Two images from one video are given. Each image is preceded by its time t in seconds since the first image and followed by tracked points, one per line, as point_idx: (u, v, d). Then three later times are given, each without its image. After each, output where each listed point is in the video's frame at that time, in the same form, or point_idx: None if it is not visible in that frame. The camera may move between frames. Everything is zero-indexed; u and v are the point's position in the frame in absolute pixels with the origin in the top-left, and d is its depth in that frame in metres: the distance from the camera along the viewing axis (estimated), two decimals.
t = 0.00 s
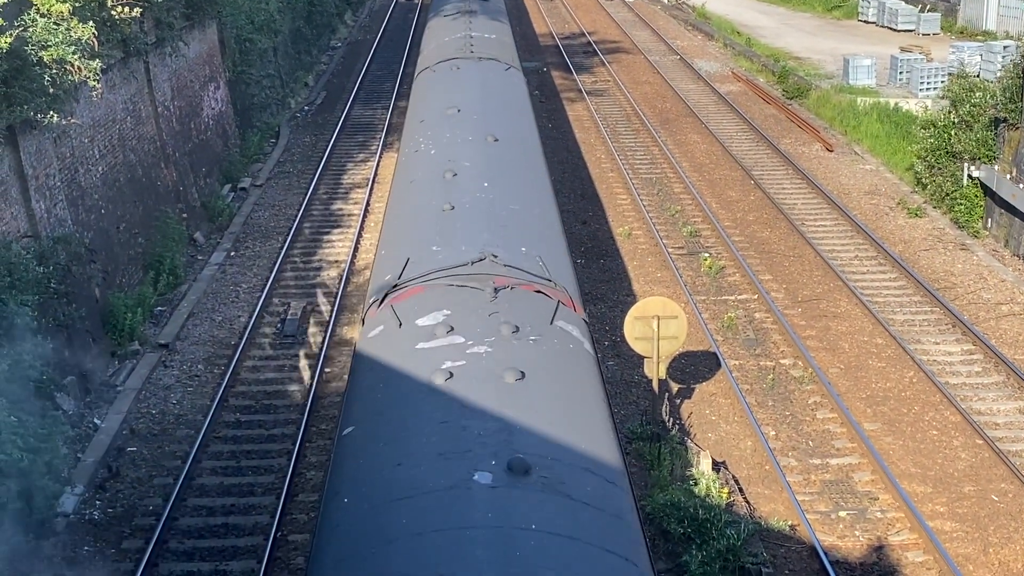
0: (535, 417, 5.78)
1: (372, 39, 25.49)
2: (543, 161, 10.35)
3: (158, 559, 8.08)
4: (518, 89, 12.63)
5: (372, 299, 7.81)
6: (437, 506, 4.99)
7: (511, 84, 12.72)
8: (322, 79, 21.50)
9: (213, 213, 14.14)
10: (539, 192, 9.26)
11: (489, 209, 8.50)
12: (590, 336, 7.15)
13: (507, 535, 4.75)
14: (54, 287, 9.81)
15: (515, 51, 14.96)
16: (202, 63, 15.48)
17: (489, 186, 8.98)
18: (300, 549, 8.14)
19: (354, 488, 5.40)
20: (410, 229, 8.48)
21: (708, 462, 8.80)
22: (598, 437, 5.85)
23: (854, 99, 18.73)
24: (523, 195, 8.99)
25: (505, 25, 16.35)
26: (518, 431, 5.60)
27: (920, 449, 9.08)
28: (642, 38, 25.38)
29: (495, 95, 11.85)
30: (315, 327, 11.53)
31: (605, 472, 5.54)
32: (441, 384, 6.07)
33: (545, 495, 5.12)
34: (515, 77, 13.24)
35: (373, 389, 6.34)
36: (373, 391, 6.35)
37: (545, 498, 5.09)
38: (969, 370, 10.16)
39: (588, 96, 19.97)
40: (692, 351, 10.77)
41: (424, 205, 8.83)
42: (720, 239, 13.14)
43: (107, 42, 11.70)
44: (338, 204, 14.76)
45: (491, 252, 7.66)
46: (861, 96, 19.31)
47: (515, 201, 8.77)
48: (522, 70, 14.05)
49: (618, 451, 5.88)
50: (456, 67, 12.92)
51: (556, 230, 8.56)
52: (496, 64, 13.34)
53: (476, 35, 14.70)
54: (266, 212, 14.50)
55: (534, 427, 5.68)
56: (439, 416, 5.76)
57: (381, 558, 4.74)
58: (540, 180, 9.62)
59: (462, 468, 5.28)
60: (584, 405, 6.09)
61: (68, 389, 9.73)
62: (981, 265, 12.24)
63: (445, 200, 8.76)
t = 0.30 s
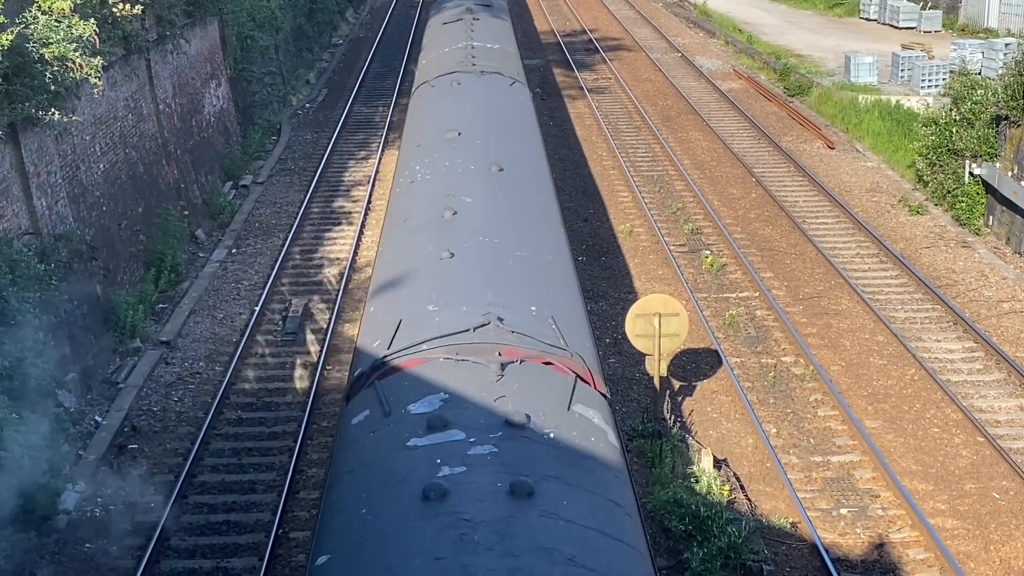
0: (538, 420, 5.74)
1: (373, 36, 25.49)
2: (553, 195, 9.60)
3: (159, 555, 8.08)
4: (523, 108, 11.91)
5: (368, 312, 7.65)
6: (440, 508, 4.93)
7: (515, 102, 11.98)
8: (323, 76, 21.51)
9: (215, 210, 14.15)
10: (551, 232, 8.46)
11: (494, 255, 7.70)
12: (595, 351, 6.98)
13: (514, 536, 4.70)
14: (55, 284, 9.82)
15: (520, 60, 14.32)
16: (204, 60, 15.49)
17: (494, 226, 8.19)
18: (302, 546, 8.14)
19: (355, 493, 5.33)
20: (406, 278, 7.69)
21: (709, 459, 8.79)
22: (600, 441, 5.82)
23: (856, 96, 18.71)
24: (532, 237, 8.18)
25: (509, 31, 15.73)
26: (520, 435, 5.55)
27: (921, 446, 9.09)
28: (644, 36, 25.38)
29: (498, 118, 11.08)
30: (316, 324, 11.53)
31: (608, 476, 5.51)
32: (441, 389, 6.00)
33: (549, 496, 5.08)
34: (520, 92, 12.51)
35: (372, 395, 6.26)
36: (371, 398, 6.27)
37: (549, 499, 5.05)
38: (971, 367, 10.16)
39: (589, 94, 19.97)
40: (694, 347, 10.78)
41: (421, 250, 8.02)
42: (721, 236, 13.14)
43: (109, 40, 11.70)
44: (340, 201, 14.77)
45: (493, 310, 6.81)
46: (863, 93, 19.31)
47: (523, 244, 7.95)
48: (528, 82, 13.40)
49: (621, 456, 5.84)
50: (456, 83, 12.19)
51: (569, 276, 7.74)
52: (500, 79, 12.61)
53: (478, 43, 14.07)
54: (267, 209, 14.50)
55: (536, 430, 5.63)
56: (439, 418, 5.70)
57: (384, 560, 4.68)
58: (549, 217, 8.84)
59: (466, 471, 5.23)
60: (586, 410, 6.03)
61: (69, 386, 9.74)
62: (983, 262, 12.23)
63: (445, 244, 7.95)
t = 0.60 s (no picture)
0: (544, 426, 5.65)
1: (374, 34, 25.50)
2: (565, 238, 8.63)
3: (161, 553, 8.09)
4: (531, 133, 10.96)
5: (367, 316, 7.52)
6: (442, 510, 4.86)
7: (521, 125, 11.04)
8: (325, 74, 21.51)
9: (216, 207, 14.14)
10: (563, 288, 7.47)
11: (498, 317, 6.75)
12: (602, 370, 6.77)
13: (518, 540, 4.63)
14: (57, 281, 9.82)
15: (525, 74, 13.47)
16: (205, 58, 15.49)
17: (498, 280, 7.25)
18: (304, 543, 8.15)
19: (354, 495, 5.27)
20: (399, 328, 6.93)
21: (710, 457, 8.78)
22: (603, 448, 5.75)
23: (857, 94, 18.70)
24: (542, 293, 7.21)
25: (514, 42, 14.91)
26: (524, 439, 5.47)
27: (922, 444, 9.09)
28: (645, 33, 25.37)
29: (504, 146, 10.14)
30: (317, 322, 11.52)
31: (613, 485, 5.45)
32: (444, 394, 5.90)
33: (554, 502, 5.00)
34: (526, 113, 11.61)
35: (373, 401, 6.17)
36: (371, 406, 6.17)
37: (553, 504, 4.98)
38: (972, 365, 10.16)
39: (591, 91, 19.96)
40: (695, 345, 10.78)
41: (415, 307, 7.11)
42: (723, 234, 13.14)
43: (110, 37, 11.71)
44: (341, 199, 14.76)
45: (500, 394, 5.88)
46: (864, 91, 19.31)
47: (531, 303, 6.99)
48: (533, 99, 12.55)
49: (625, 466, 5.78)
50: (457, 104, 11.29)
51: (585, 346, 6.75)
52: (504, 99, 11.71)
53: (480, 56, 13.22)
54: (268, 207, 14.50)
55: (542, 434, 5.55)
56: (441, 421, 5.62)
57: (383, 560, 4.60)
58: (563, 267, 7.87)
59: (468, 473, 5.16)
60: (589, 412, 6.00)
61: (71, 383, 9.75)
62: (984, 260, 12.23)
63: (441, 303, 7.03)
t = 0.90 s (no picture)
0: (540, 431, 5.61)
1: (376, 32, 25.50)
2: (578, 278, 7.91)
3: (162, 550, 8.09)
4: (539, 160, 10.11)
5: (367, 317, 7.47)
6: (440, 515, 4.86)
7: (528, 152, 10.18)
8: (326, 72, 21.51)
9: (217, 205, 14.15)
10: (576, 337, 6.82)
11: (503, 370, 6.14)
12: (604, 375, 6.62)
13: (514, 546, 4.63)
14: (58, 279, 9.84)
15: (530, 91, 12.71)
16: (206, 56, 15.49)
17: (499, 309, 6.85)
18: (304, 541, 8.15)
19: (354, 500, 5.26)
20: (393, 357, 6.54)
21: (712, 455, 8.77)
22: (601, 446, 5.70)
23: (859, 92, 18.69)
24: (551, 343, 6.58)
25: (517, 54, 14.20)
26: (520, 444, 5.44)
27: (924, 442, 9.09)
28: (647, 31, 25.36)
29: (510, 178, 9.25)
30: (319, 320, 11.52)
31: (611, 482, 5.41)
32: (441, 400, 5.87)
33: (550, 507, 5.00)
34: (535, 136, 10.79)
35: (371, 404, 6.15)
36: (370, 410, 6.12)
37: (549, 509, 4.98)
38: (973, 363, 10.15)
39: (592, 89, 19.96)
40: (696, 343, 10.78)
41: (412, 348, 6.53)
42: (724, 232, 13.13)
43: (111, 35, 11.71)
44: (342, 197, 14.76)
45: (503, 508, 4.90)
46: (866, 89, 19.30)
47: (535, 353, 6.38)
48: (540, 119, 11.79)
49: (625, 462, 5.71)
50: (457, 129, 10.41)
51: (601, 411, 6.06)
52: (508, 120, 10.88)
53: (481, 71, 12.46)
54: (270, 205, 14.50)
55: (538, 439, 5.52)
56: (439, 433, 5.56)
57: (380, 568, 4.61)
58: (575, 310, 7.22)
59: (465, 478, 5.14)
60: (589, 410, 5.98)
61: (73, 381, 9.77)
62: (985, 258, 12.22)
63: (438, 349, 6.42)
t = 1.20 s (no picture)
0: (542, 431, 5.58)
1: (377, 30, 25.49)
2: (579, 274, 7.87)
3: (163, 548, 8.08)
4: (545, 192, 9.26)
5: (368, 314, 7.48)
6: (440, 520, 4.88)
7: (533, 181, 9.38)
8: (327, 70, 21.51)
9: (219, 204, 14.14)
10: (579, 344, 6.68)
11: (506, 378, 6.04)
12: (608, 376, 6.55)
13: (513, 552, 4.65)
14: (59, 277, 9.85)
15: (536, 110, 11.90)
16: (207, 54, 15.49)
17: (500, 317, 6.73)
18: (305, 539, 8.14)
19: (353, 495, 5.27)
20: (395, 358, 6.50)
21: (713, 453, 8.75)
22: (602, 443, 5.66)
23: (860, 90, 18.69)
24: (554, 351, 6.46)
25: (521, 68, 13.36)
26: (521, 447, 5.42)
27: (925, 440, 9.08)
28: (648, 29, 25.34)
29: (517, 220, 8.35)
30: (320, 318, 11.51)
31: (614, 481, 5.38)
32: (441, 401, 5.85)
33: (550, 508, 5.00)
34: (542, 166, 9.93)
35: (373, 402, 6.13)
36: (369, 409, 6.09)
37: (548, 514, 4.94)
38: (974, 362, 10.15)
39: (593, 88, 19.94)
40: (697, 341, 10.79)
41: (413, 352, 6.47)
42: (725, 230, 13.12)
43: (112, 33, 11.70)
44: (343, 195, 14.76)
45: None
46: (867, 87, 19.29)
47: (536, 363, 6.26)
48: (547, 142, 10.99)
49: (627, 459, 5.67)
50: (457, 161, 9.53)
51: (604, 419, 5.93)
52: (511, 146, 10.07)
53: (483, 90, 11.65)
54: (271, 203, 14.49)
55: (539, 440, 5.49)
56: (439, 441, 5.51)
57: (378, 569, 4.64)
58: (578, 314, 7.10)
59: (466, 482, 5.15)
60: (588, 410, 5.94)
61: (73, 379, 9.78)
62: (986, 256, 12.21)
63: (439, 355, 6.35)
